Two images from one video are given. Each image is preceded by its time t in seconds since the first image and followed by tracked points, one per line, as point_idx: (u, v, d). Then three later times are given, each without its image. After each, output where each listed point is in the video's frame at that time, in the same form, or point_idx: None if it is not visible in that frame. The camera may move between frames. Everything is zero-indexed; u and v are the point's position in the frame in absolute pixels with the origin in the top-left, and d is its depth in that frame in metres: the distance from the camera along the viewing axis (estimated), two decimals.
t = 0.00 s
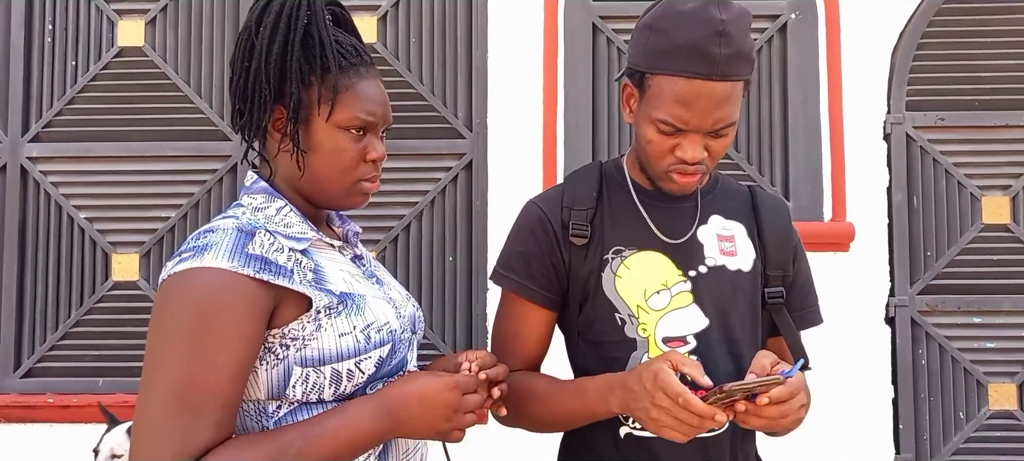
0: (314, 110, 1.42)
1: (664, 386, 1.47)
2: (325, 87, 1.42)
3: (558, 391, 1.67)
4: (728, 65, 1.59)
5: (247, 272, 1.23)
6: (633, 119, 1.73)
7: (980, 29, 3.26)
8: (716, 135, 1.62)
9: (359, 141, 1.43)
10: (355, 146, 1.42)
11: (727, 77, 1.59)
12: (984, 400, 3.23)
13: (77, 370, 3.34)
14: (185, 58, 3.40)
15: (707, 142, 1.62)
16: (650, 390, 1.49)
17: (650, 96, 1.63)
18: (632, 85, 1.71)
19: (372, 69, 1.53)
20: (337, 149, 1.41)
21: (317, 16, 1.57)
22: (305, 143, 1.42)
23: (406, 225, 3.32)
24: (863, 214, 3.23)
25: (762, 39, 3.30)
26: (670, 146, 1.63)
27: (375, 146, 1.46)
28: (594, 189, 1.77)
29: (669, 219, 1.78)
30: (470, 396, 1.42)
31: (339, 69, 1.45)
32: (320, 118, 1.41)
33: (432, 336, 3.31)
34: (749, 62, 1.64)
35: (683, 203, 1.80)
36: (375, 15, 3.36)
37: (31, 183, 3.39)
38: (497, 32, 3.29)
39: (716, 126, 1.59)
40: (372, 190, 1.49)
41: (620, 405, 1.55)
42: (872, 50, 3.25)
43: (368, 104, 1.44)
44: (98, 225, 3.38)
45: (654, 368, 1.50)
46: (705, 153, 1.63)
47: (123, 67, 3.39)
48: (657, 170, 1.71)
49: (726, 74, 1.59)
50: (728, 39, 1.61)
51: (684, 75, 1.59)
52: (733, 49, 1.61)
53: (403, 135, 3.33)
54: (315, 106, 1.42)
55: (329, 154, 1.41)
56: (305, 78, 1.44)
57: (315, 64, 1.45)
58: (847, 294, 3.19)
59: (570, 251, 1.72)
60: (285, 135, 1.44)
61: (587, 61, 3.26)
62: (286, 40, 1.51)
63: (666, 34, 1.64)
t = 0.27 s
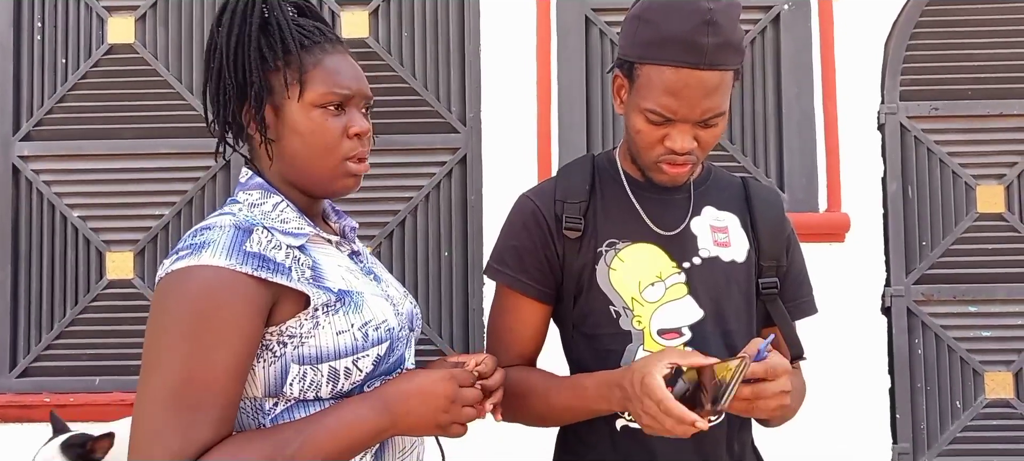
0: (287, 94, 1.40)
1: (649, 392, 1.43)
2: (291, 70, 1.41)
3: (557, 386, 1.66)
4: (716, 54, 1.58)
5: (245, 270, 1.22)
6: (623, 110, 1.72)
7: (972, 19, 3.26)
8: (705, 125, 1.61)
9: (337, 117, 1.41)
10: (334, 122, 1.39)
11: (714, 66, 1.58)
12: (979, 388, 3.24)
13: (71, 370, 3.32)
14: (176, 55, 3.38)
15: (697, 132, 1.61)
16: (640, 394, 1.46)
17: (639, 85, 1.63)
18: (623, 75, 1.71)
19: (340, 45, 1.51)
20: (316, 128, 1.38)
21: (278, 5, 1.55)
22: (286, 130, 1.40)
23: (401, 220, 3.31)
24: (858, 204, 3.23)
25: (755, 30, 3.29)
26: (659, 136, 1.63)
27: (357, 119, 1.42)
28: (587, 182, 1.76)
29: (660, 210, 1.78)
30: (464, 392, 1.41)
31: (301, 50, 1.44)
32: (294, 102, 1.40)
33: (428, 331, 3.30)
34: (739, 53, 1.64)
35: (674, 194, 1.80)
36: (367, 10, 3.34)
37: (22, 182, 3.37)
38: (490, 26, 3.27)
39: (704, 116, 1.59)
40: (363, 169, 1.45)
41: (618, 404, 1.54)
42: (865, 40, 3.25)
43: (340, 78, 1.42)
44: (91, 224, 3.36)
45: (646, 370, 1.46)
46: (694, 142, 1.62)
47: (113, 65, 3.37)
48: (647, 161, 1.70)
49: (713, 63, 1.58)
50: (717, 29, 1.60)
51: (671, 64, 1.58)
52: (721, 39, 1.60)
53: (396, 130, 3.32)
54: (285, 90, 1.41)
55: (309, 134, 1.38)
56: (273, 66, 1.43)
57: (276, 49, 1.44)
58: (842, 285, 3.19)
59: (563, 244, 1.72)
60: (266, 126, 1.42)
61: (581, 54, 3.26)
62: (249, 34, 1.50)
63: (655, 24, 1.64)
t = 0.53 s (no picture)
0: (291, 89, 1.41)
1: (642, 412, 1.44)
2: (295, 66, 1.42)
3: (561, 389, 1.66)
4: (714, 51, 1.58)
5: (252, 272, 1.22)
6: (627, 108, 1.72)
7: (982, 21, 3.25)
8: (704, 123, 1.61)
9: (341, 109, 1.41)
10: (339, 115, 1.40)
11: (712, 63, 1.58)
12: (988, 393, 3.22)
13: (80, 370, 3.34)
14: (184, 56, 3.39)
15: (694, 131, 1.62)
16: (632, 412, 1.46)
17: (640, 81, 1.63)
18: (627, 73, 1.71)
19: (341, 37, 1.52)
20: (321, 121, 1.39)
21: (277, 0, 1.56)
22: (291, 125, 1.41)
23: (408, 222, 3.32)
24: (866, 207, 3.22)
25: (763, 32, 3.28)
26: (657, 133, 1.63)
27: (363, 111, 1.43)
28: (593, 184, 1.76)
29: (667, 212, 1.77)
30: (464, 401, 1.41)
31: (303, 45, 1.44)
32: (297, 97, 1.40)
33: (435, 333, 3.31)
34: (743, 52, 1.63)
35: (684, 197, 1.79)
36: (374, 11, 3.34)
37: (32, 182, 3.39)
38: (497, 27, 3.27)
39: (700, 113, 1.58)
40: (371, 159, 1.45)
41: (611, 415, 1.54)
42: (874, 42, 3.24)
43: (342, 70, 1.43)
44: (100, 224, 3.38)
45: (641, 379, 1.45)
46: (691, 141, 1.62)
47: (122, 66, 3.38)
48: (644, 158, 1.70)
49: (711, 60, 1.57)
50: (716, 25, 1.59)
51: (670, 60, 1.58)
52: (721, 36, 1.59)
53: (404, 132, 3.32)
54: (290, 87, 1.41)
55: (315, 127, 1.39)
56: (275, 63, 1.44)
57: (279, 46, 1.44)
58: (850, 288, 3.18)
59: (570, 246, 1.71)
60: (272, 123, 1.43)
61: (588, 56, 3.26)
62: (249, 31, 1.51)
63: (655, 21, 1.64)
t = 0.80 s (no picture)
0: (292, 93, 1.42)
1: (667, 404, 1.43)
2: (296, 69, 1.42)
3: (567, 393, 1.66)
4: (696, 47, 1.59)
5: (255, 278, 1.22)
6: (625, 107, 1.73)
7: (989, 25, 3.23)
8: (691, 122, 1.62)
9: (343, 111, 1.42)
10: (341, 117, 1.41)
11: (695, 60, 1.59)
12: (997, 399, 3.20)
13: (87, 373, 3.35)
14: (191, 61, 3.40)
15: (679, 128, 1.62)
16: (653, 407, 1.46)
17: (630, 76, 1.65)
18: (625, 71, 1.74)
19: (341, 39, 1.52)
20: (323, 124, 1.39)
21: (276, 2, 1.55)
22: (293, 129, 1.41)
23: (414, 226, 3.32)
24: (873, 212, 3.21)
25: (769, 37, 3.28)
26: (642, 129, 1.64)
27: (365, 113, 1.43)
28: (599, 189, 1.76)
29: (673, 217, 1.77)
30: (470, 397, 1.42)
31: (304, 47, 1.44)
32: (298, 100, 1.41)
33: (440, 337, 3.31)
34: (734, 53, 1.65)
35: (689, 201, 1.79)
36: (381, 16, 3.35)
37: (40, 187, 3.40)
38: (503, 32, 3.28)
39: (682, 108, 1.59)
40: (376, 160, 1.46)
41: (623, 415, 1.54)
42: (880, 47, 3.23)
43: (343, 72, 1.43)
44: (107, 228, 3.39)
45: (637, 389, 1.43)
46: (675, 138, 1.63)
47: (130, 71, 3.40)
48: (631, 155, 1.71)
49: (694, 56, 1.59)
50: (700, 20, 1.61)
51: (654, 54, 1.60)
52: (705, 32, 1.61)
53: (410, 136, 3.33)
54: (292, 90, 1.42)
55: (317, 130, 1.39)
56: (276, 66, 1.44)
57: (280, 49, 1.45)
58: (857, 293, 3.17)
59: (575, 250, 1.71)
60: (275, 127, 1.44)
61: (593, 60, 3.25)
62: (249, 35, 1.51)
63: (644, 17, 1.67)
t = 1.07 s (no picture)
0: (291, 99, 1.42)
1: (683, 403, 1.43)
2: (293, 76, 1.43)
3: (572, 398, 1.66)
4: (652, 35, 1.65)
5: (260, 284, 1.22)
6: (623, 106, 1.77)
7: (996, 29, 3.23)
8: (652, 114, 1.65)
9: (342, 114, 1.41)
10: (341, 120, 1.40)
11: (650, 48, 1.65)
12: (1005, 404, 3.18)
13: (93, 376, 3.36)
14: (198, 65, 3.42)
15: (641, 117, 1.66)
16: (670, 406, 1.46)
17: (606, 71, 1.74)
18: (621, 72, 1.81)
19: (338, 41, 1.52)
20: (321, 128, 1.40)
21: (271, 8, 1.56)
22: (294, 135, 1.41)
23: (419, 230, 3.32)
24: (880, 216, 3.20)
25: (775, 40, 3.27)
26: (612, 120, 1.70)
27: (366, 115, 1.43)
28: (605, 193, 1.75)
29: (679, 221, 1.76)
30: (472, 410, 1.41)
31: (300, 53, 1.45)
32: (298, 105, 1.41)
33: (445, 340, 3.31)
34: (705, 50, 1.67)
35: (695, 206, 1.78)
36: (386, 21, 3.36)
37: (47, 190, 3.42)
38: (508, 36, 3.28)
39: (637, 96, 1.64)
40: (377, 163, 1.46)
41: (636, 416, 1.54)
42: (886, 50, 3.23)
43: (341, 75, 1.43)
44: (113, 232, 3.40)
45: (679, 385, 1.45)
46: (638, 127, 1.65)
47: (137, 75, 3.42)
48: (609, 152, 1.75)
49: (649, 46, 1.65)
50: (661, 13, 1.67)
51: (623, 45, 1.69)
52: (662, 21, 1.66)
53: (415, 140, 3.33)
54: (289, 96, 1.42)
55: (317, 135, 1.39)
56: (274, 73, 1.45)
57: (276, 56, 1.45)
58: (863, 297, 3.15)
59: (580, 254, 1.71)
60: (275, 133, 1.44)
61: (599, 63, 3.25)
62: (246, 42, 1.52)
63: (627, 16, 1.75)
